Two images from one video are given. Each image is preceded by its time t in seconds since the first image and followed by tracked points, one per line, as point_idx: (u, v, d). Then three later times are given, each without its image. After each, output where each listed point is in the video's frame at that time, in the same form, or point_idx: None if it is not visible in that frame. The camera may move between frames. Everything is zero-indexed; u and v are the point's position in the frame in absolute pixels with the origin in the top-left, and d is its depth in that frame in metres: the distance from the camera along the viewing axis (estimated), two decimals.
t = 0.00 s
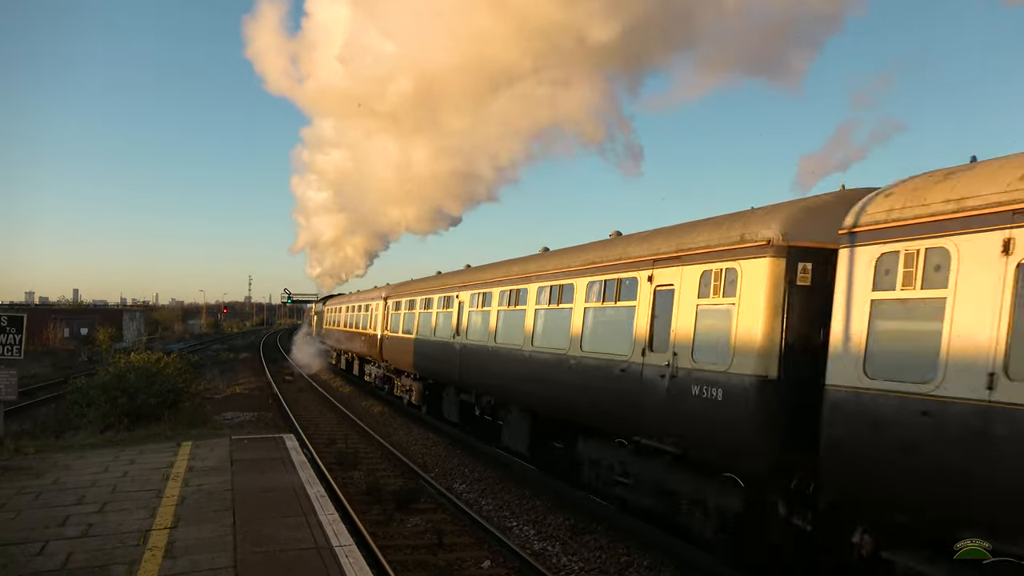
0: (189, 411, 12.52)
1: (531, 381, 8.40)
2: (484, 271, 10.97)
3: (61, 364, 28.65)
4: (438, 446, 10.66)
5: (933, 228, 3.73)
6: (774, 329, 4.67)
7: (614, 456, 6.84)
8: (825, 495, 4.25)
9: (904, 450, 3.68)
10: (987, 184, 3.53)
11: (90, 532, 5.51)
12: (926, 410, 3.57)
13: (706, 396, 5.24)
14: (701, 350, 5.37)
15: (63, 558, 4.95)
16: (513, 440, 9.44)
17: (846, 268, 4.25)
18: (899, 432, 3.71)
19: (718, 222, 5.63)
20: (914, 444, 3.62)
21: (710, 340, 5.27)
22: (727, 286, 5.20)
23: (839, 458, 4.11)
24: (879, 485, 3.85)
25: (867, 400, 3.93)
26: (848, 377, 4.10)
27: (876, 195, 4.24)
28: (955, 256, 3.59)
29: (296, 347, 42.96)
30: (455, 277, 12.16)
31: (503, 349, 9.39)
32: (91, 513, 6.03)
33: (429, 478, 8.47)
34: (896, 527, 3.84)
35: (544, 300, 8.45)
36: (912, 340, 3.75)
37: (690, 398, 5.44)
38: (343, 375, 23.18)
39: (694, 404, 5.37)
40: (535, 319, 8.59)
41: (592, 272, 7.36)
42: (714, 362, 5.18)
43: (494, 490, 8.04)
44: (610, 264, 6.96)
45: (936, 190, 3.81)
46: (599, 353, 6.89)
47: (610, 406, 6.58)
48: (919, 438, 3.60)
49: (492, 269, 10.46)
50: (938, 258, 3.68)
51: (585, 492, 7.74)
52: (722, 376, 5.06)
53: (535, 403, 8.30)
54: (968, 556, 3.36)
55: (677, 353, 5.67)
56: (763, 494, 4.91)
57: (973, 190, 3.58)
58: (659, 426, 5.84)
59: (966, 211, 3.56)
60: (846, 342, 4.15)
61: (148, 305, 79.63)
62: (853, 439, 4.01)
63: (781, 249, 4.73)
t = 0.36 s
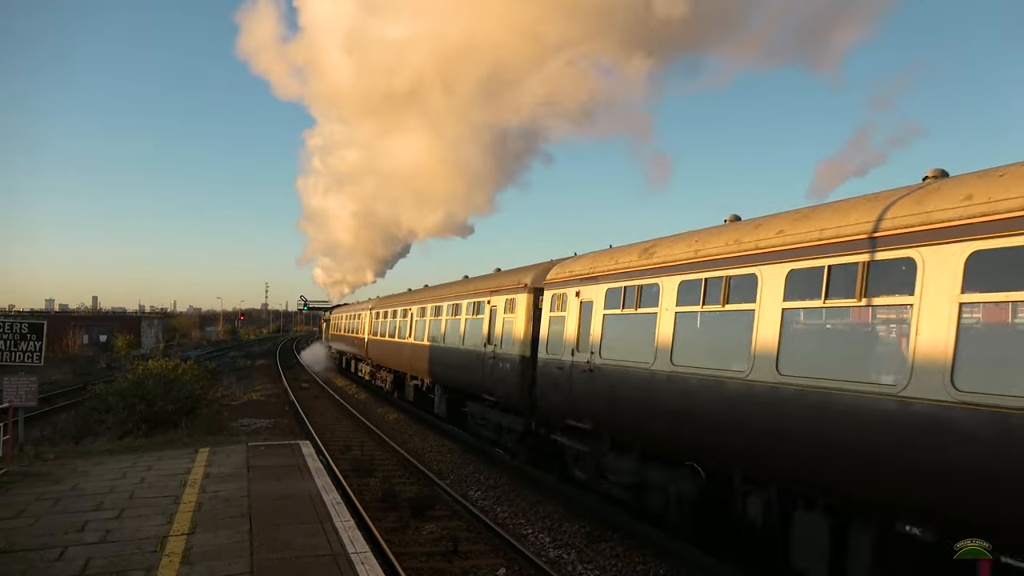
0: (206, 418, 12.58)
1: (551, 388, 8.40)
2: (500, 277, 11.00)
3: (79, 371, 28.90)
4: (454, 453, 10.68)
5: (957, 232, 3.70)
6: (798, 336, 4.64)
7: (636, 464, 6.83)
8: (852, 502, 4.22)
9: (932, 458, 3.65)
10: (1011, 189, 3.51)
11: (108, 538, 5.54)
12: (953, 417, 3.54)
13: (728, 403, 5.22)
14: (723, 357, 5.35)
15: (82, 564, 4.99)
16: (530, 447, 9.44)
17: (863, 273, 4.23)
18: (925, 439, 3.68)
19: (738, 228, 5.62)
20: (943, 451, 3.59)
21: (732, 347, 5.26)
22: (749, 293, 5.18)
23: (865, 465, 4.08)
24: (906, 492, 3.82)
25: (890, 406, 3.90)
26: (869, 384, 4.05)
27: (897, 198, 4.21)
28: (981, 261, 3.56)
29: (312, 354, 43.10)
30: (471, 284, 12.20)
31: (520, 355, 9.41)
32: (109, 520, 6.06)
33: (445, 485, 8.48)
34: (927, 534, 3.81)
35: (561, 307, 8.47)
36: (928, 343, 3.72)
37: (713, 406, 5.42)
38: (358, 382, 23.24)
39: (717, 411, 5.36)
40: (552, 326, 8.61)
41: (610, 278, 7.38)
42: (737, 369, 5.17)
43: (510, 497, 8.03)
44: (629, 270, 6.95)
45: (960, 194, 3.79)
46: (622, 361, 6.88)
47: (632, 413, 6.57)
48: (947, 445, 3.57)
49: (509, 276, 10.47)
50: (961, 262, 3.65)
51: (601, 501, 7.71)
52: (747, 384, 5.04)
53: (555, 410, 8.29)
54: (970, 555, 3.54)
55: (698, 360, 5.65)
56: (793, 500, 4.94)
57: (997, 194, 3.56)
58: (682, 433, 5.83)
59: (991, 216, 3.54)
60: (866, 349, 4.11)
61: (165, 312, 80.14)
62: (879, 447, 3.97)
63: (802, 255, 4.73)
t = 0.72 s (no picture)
0: (211, 423, 12.61)
1: (554, 393, 8.39)
2: (504, 283, 11.02)
3: (85, 376, 28.96)
4: (458, 459, 10.68)
5: (963, 238, 3.69)
6: (800, 339, 4.62)
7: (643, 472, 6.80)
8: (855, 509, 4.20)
9: (932, 465, 3.63)
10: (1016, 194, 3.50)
11: (113, 543, 5.55)
12: (954, 422, 3.53)
13: (730, 409, 5.19)
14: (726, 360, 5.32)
15: (87, 568, 5.00)
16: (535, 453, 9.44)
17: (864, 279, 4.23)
18: (925, 445, 3.67)
19: (742, 233, 5.61)
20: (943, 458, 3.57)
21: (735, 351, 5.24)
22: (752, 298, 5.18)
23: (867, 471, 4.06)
24: (907, 497, 3.80)
25: (892, 412, 3.87)
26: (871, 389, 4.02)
27: (903, 205, 4.21)
28: (986, 267, 3.55)
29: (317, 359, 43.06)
30: (475, 290, 12.22)
31: (523, 361, 9.42)
32: (114, 524, 6.08)
33: (449, 491, 8.48)
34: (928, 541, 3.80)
35: (564, 313, 8.48)
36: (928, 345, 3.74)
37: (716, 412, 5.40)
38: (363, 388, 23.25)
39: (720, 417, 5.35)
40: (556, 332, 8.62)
41: (613, 284, 7.38)
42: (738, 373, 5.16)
43: (514, 503, 8.02)
44: (632, 276, 6.96)
45: (966, 200, 3.78)
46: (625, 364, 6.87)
47: (635, 418, 6.56)
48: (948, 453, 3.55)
49: (513, 282, 10.47)
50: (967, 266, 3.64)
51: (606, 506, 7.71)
52: (749, 388, 5.02)
53: (558, 416, 8.28)
54: (969, 556, 3.55)
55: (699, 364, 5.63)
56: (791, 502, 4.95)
57: (1002, 199, 3.55)
58: (684, 439, 5.81)
59: (996, 222, 3.54)
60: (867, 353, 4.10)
61: (170, 318, 80.38)
62: (881, 453, 3.95)
63: (804, 261, 4.73)
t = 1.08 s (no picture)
0: (210, 424, 12.60)
1: (553, 395, 8.39)
2: (502, 283, 11.01)
3: (83, 377, 28.95)
4: (457, 459, 10.67)
5: (960, 240, 3.68)
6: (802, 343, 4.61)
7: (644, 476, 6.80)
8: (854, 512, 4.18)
9: (932, 468, 3.62)
10: (1015, 196, 3.49)
11: (112, 544, 5.55)
12: (956, 429, 3.51)
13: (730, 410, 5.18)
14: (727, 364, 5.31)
15: (85, 570, 5.00)
16: (534, 454, 9.44)
17: (865, 282, 4.23)
18: (925, 448, 3.66)
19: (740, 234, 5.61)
20: (943, 460, 3.56)
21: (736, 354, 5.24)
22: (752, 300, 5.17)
23: (866, 473, 4.04)
24: (906, 500, 3.79)
25: (893, 417, 3.88)
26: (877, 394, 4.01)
27: (898, 207, 4.21)
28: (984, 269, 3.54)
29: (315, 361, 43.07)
30: (474, 291, 12.21)
31: (522, 362, 9.40)
32: (113, 525, 6.07)
33: (449, 492, 8.48)
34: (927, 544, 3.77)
35: (563, 314, 8.47)
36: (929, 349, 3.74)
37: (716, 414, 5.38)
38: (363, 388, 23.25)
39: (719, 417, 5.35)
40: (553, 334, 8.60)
41: (612, 285, 7.37)
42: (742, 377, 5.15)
43: (513, 504, 8.02)
44: (630, 277, 6.95)
45: (963, 204, 3.77)
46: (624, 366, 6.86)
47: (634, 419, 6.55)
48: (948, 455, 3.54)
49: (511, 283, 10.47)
50: (964, 269, 3.63)
51: (605, 508, 7.70)
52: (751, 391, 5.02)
53: (557, 418, 8.28)
54: (969, 555, 3.50)
55: (701, 368, 5.62)
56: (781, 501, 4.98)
57: (1001, 201, 3.54)
58: (682, 441, 5.80)
59: (993, 224, 3.53)
60: (872, 357, 4.10)
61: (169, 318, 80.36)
62: (881, 456, 3.93)
63: (802, 263, 4.72)
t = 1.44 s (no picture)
0: (208, 424, 12.59)
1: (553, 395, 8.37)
2: (500, 283, 11.02)
3: (82, 377, 28.93)
4: (455, 459, 10.67)
5: (960, 241, 3.69)
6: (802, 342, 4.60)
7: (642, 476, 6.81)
8: (852, 511, 4.20)
9: (933, 467, 3.62)
10: (1014, 197, 3.50)
11: (111, 545, 5.54)
12: (955, 427, 3.52)
13: (729, 410, 5.19)
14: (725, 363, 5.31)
15: (84, 570, 4.99)
16: (533, 454, 9.45)
17: (863, 281, 4.24)
18: (924, 447, 3.66)
19: (739, 234, 5.61)
20: (944, 460, 3.56)
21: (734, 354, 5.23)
22: (750, 300, 5.17)
23: (863, 472, 4.05)
24: (904, 499, 3.79)
25: (890, 415, 3.88)
26: (876, 394, 3.99)
27: (898, 208, 4.21)
28: (986, 270, 3.54)
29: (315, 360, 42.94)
30: (472, 292, 12.20)
31: (520, 362, 9.40)
32: (111, 526, 6.06)
33: (447, 492, 8.48)
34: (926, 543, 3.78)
35: (561, 314, 8.47)
36: (933, 347, 3.71)
37: (715, 414, 5.38)
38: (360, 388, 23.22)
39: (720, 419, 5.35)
40: (551, 334, 8.60)
41: (610, 285, 7.37)
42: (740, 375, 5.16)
43: (511, 504, 8.02)
44: (628, 277, 6.95)
45: (962, 204, 3.79)
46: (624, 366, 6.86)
47: (632, 419, 6.55)
48: (948, 454, 3.54)
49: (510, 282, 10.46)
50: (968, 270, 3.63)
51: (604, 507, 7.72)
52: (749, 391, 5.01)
53: (555, 418, 8.29)
54: (969, 555, 3.52)
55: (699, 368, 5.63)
56: (781, 499, 5.00)
57: (1002, 202, 3.55)
58: (681, 441, 5.81)
59: (995, 225, 3.53)
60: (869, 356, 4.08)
61: (167, 318, 80.30)
62: (881, 455, 3.93)
63: (800, 263, 4.73)
